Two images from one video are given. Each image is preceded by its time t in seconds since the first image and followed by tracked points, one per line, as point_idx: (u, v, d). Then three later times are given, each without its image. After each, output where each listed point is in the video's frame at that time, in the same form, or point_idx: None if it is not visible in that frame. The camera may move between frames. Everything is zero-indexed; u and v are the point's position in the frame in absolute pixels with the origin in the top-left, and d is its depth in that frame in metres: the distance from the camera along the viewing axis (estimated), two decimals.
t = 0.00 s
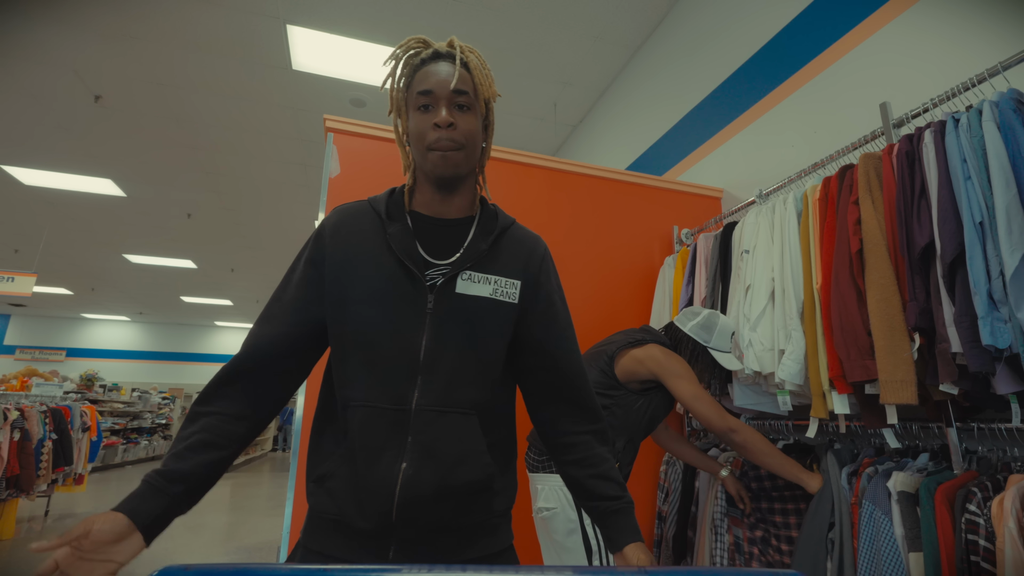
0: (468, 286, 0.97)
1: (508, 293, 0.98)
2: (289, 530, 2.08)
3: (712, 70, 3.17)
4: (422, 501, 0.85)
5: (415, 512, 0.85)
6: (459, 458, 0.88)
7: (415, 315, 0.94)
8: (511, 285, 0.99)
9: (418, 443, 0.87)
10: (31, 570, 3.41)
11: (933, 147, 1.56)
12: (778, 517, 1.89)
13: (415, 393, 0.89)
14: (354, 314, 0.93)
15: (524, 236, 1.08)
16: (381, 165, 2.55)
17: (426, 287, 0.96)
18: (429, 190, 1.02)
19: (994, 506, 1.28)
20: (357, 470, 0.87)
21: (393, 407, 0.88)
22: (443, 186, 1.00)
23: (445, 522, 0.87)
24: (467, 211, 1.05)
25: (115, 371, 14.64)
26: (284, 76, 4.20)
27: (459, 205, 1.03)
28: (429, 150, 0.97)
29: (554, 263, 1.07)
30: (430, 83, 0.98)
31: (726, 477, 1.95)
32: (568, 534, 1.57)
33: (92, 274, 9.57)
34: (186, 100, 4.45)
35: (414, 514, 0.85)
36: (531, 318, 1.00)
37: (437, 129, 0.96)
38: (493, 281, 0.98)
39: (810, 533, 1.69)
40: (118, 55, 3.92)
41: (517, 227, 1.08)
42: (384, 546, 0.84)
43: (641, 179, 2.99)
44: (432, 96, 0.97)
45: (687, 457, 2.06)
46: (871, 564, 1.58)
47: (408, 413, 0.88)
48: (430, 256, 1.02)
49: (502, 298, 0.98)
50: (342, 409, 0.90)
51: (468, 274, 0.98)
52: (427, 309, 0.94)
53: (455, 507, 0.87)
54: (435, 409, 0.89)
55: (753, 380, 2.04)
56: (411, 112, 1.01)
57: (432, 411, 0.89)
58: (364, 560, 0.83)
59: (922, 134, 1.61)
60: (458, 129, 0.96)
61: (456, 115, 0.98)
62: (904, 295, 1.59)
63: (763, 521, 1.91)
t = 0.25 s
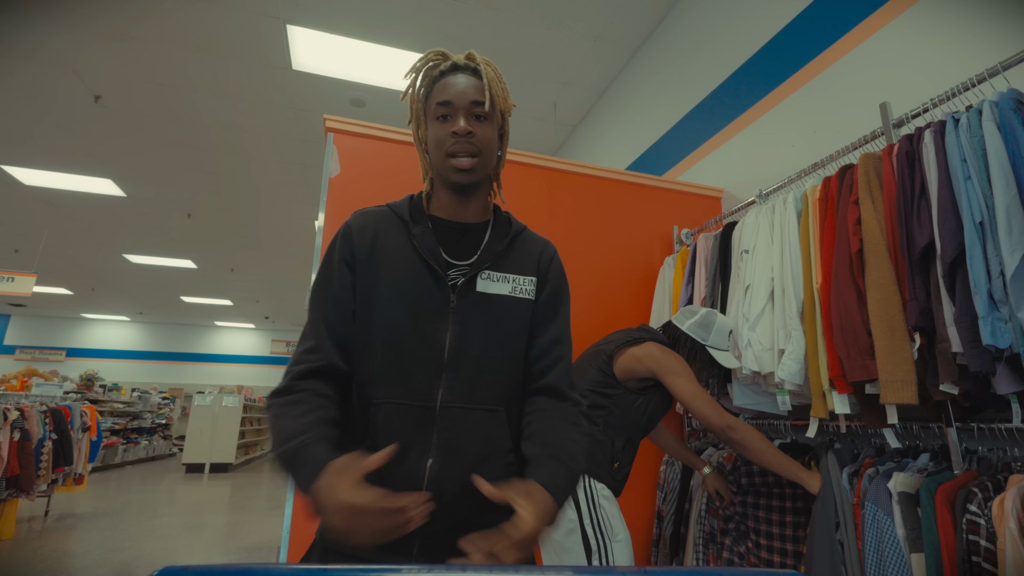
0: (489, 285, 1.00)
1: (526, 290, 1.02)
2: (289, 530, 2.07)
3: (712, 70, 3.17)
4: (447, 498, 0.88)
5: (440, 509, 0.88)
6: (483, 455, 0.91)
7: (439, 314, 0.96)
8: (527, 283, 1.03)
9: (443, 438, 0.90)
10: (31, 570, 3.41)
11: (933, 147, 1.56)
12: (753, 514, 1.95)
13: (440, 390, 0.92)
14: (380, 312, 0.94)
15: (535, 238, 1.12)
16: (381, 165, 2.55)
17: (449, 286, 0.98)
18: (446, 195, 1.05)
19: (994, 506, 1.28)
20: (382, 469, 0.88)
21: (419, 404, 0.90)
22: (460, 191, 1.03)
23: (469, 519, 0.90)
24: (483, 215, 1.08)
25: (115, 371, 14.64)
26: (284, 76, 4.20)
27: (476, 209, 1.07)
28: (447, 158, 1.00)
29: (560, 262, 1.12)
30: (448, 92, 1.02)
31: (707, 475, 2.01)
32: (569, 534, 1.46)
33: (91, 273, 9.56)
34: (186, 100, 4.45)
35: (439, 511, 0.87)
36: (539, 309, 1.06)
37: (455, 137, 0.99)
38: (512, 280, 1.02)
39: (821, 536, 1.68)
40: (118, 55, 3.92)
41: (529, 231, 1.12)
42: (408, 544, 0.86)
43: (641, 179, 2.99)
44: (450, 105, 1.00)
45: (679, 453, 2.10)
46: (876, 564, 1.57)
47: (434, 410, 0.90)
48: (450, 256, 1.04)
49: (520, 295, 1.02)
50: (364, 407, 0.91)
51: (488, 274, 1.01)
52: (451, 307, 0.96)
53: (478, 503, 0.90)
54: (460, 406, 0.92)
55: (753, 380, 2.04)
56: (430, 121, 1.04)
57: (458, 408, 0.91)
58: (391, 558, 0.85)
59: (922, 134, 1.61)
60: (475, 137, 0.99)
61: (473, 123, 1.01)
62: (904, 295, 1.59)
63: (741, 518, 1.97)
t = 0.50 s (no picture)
0: (501, 285, 1.01)
1: (537, 291, 1.03)
2: (288, 530, 2.08)
3: (712, 70, 3.17)
4: (464, 496, 0.88)
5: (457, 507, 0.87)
6: (499, 455, 0.91)
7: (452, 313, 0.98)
8: (538, 284, 1.04)
9: (458, 436, 0.90)
10: (31, 570, 3.40)
11: (933, 147, 1.56)
12: (751, 516, 1.95)
13: (454, 388, 0.93)
14: (396, 311, 0.96)
15: (547, 241, 1.13)
16: (381, 166, 2.55)
17: (461, 287, 1.00)
18: (460, 195, 1.06)
19: (994, 506, 1.28)
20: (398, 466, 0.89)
21: (435, 402, 0.91)
22: (473, 191, 1.05)
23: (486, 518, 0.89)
24: (495, 218, 1.10)
25: (115, 371, 14.64)
26: (284, 76, 4.20)
27: (488, 211, 1.08)
28: (459, 157, 1.01)
29: (571, 262, 1.13)
30: (461, 95, 1.04)
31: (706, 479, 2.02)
32: (568, 534, 1.45)
33: (91, 273, 9.56)
34: (186, 100, 4.45)
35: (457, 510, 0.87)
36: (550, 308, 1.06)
37: (467, 138, 1.01)
38: (524, 282, 1.03)
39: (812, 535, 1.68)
40: (118, 55, 3.92)
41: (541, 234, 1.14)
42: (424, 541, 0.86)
43: (641, 179, 2.99)
44: (463, 108, 1.03)
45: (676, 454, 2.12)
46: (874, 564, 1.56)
47: (449, 408, 0.91)
48: (463, 258, 1.05)
49: (532, 296, 1.03)
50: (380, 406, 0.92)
51: (500, 275, 1.02)
52: (464, 307, 0.98)
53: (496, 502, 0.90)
54: (473, 404, 0.92)
55: (753, 380, 2.04)
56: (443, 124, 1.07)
57: (472, 406, 0.92)
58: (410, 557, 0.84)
59: (922, 134, 1.61)
60: (487, 138, 1.01)
61: (484, 124, 1.02)
62: (904, 295, 1.59)
63: (739, 520, 1.96)
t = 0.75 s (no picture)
0: (506, 290, 1.01)
1: (542, 298, 1.04)
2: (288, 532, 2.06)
3: (712, 70, 3.17)
4: (466, 497, 0.86)
5: (460, 508, 0.85)
6: (502, 456, 0.90)
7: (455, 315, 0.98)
8: (543, 291, 1.05)
9: (461, 436, 0.89)
10: (31, 570, 3.40)
11: (933, 147, 1.56)
12: (745, 512, 1.94)
13: (457, 388, 0.92)
14: (398, 310, 0.96)
15: (555, 247, 1.14)
16: (381, 166, 2.55)
17: (465, 288, 1.00)
18: (469, 191, 1.07)
19: (994, 506, 1.28)
20: (400, 464, 0.87)
21: (437, 402, 0.91)
22: (482, 189, 1.05)
23: (488, 520, 0.87)
24: (504, 220, 1.10)
25: (115, 371, 14.64)
26: (284, 76, 4.20)
27: (497, 212, 1.08)
28: (471, 153, 1.03)
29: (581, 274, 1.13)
30: (476, 94, 1.07)
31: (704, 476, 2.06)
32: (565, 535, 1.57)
33: (91, 273, 9.56)
34: (186, 100, 4.45)
35: (459, 510, 0.85)
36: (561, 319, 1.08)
37: (479, 134, 1.03)
38: (529, 286, 1.03)
39: (804, 529, 1.65)
40: (118, 55, 3.92)
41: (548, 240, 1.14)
42: (426, 542, 0.85)
43: (641, 179, 2.99)
44: (477, 107, 1.05)
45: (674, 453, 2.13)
46: (871, 564, 1.56)
47: (451, 408, 0.91)
48: (468, 259, 1.04)
49: (536, 301, 1.03)
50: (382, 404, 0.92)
51: (505, 278, 1.02)
52: (468, 308, 0.98)
53: (499, 504, 0.88)
54: (476, 405, 0.91)
55: (753, 380, 2.04)
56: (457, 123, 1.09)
57: (475, 407, 0.91)
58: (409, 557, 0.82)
59: (922, 134, 1.61)
60: (498, 135, 1.03)
61: (497, 123, 1.05)
62: (904, 295, 1.59)
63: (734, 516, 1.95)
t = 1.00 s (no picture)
0: (506, 290, 1.01)
1: (542, 300, 1.03)
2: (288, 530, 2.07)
3: (712, 70, 3.16)
4: (463, 495, 0.87)
5: (456, 506, 0.87)
6: (500, 455, 0.90)
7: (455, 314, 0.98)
8: (544, 294, 1.04)
9: (459, 435, 0.90)
10: (31, 570, 3.40)
11: (933, 147, 1.56)
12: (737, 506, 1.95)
13: (456, 387, 0.92)
14: (397, 309, 0.96)
15: (559, 248, 1.13)
16: (381, 166, 2.55)
17: (465, 287, 1.00)
18: (469, 190, 1.07)
19: (994, 506, 1.28)
20: (398, 463, 0.88)
21: (436, 401, 0.91)
22: (482, 188, 1.06)
23: (483, 519, 0.87)
24: (505, 219, 1.10)
25: (114, 372, 14.63)
26: (284, 76, 4.20)
27: (498, 210, 1.09)
28: (470, 151, 1.03)
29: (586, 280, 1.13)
30: (475, 93, 1.08)
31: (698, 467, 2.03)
32: (568, 534, 1.54)
33: (91, 273, 9.56)
34: (186, 100, 4.45)
35: (455, 508, 0.86)
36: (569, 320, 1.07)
37: (477, 131, 1.03)
38: (529, 287, 1.03)
39: (810, 533, 1.62)
40: (118, 55, 3.92)
41: (551, 240, 1.13)
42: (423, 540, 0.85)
43: (641, 179, 2.99)
44: (475, 105, 1.06)
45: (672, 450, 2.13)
46: (872, 564, 1.56)
47: (450, 407, 0.91)
48: (469, 259, 1.05)
49: (537, 303, 1.02)
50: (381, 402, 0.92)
51: (506, 279, 1.02)
52: (468, 307, 0.98)
53: (496, 503, 0.89)
54: (475, 405, 0.91)
55: (753, 380, 2.04)
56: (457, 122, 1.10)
57: (474, 406, 0.91)
58: (404, 554, 0.83)
59: (922, 134, 1.61)
60: (497, 132, 1.03)
61: (496, 121, 1.05)
62: (904, 295, 1.59)
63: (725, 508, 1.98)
